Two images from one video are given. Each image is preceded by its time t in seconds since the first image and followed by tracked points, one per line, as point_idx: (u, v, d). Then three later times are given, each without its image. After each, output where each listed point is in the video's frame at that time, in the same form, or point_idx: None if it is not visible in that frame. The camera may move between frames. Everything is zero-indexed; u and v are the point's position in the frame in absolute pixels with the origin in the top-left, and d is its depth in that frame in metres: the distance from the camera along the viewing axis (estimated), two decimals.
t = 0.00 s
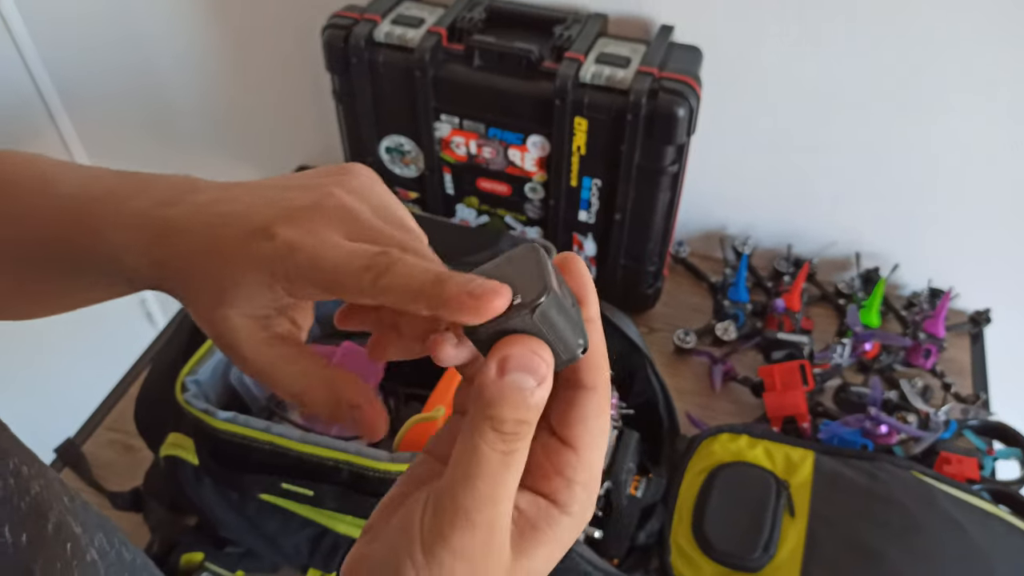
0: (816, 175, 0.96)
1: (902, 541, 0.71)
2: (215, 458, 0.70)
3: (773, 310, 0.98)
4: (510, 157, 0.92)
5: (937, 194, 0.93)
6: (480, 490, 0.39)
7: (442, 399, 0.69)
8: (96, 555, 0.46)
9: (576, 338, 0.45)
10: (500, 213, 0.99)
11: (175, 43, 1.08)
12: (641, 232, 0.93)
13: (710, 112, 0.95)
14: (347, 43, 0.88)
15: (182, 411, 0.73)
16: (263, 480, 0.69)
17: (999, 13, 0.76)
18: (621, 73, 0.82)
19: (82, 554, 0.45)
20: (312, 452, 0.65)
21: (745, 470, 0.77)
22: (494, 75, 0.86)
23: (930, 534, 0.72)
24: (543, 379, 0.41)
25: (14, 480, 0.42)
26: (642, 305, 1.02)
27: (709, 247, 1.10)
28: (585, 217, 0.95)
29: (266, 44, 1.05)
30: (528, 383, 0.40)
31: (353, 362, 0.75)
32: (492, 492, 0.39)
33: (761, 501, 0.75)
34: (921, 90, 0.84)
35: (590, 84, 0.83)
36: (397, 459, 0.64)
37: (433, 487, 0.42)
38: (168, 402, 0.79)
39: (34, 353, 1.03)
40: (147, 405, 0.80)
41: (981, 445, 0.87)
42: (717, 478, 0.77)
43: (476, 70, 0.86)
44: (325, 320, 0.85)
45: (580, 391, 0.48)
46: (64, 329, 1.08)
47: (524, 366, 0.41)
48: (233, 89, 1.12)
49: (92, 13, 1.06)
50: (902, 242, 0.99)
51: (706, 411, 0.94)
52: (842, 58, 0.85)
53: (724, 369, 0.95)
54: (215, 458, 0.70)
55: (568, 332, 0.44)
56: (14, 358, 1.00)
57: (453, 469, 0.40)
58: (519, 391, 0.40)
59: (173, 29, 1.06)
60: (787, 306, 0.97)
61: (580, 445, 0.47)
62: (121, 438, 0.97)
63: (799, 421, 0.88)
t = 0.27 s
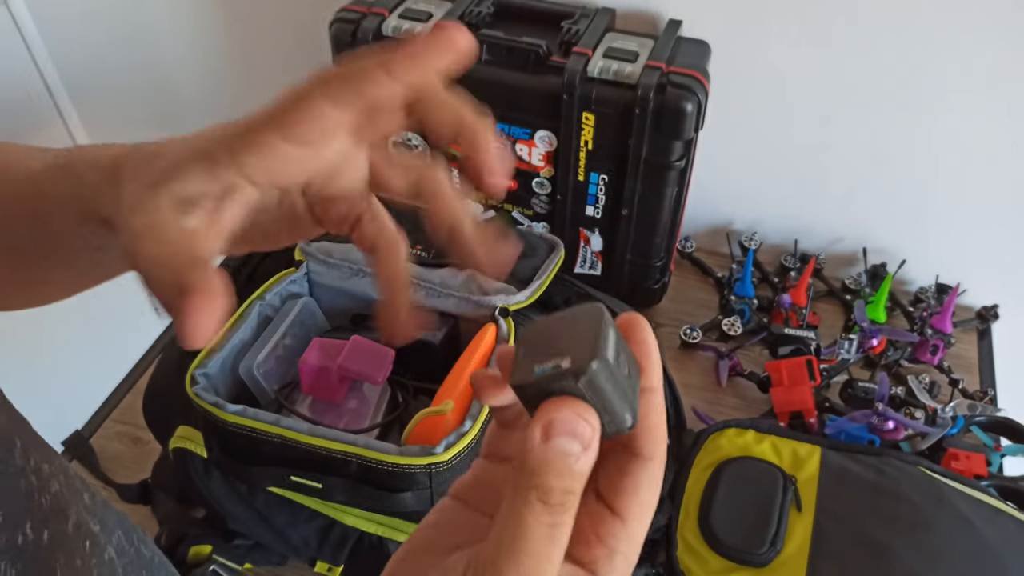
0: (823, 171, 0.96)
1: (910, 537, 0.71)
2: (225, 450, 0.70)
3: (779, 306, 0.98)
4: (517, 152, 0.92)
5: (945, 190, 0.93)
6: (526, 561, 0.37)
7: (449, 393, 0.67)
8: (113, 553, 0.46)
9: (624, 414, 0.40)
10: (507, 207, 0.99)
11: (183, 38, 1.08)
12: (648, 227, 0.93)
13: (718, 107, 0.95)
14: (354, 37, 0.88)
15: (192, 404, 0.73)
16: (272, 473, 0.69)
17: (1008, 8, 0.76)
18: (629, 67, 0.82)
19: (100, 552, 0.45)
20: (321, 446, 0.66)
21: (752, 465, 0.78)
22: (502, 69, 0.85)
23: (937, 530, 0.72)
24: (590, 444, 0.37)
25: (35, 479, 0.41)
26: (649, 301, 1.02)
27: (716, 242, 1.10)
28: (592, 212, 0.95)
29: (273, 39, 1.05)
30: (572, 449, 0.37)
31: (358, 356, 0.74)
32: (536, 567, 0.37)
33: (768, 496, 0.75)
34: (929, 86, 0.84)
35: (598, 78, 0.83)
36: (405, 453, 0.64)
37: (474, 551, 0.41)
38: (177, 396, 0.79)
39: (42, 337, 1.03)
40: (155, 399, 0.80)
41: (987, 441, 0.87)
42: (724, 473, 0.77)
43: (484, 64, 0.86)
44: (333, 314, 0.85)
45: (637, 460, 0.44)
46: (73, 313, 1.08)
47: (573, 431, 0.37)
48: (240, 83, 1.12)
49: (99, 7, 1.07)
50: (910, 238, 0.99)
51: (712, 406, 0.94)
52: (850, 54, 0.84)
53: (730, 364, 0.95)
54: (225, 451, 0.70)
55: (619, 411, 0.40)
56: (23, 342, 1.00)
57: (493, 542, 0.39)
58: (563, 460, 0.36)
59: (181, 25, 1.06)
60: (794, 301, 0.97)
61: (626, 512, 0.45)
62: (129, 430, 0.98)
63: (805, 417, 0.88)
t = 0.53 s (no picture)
0: (826, 171, 0.97)
1: (912, 535, 0.72)
2: (229, 447, 0.70)
3: (781, 305, 0.98)
4: (521, 152, 0.93)
5: (947, 190, 0.93)
6: None
7: (453, 392, 0.68)
8: (114, 555, 0.40)
9: (654, 499, 0.33)
10: (509, 207, 1.00)
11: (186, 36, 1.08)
12: (650, 227, 0.93)
13: (721, 107, 0.95)
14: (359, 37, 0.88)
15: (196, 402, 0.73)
16: (276, 470, 0.69)
17: (1011, 9, 0.76)
18: (632, 67, 0.82)
19: (101, 555, 0.38)
20: (326, 443, 0.66)
21: (753, 464, 0.78)
22: (506, 69, 0.86)
23: (940, 530, 0.72)
24: (620, 548, 0.32)
25: (28, 481, 0.35)
26: (651, 300, 1.02)
27: (718, 242, 1.11)
28: (594, 212, 0.95)
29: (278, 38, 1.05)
30: (602, 559, 0.31)
31: (362, 353, 0.74)
32: None
33: (770, 495, 0.76)
34: (931, 87, 0.85)
35: (602, 78, 0.83)
36: (409, 450, 0.65)
37: None
38: (181, 393, 0.79)
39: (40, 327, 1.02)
40: (160, 396, 0.80)
41: (989, 441, 0.87)
42: (727, 472, 0.78)
43: (488, 64, 0.86)
44: (337, 313, 0.85)
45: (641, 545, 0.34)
46: (72, 302, 1.07)
47: (605, 539, 0.31)
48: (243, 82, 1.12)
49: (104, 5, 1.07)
50: (911, 238, 1.00)
51: (714, 405, 0.95)
52: (853, 55, 0.85)
53: (732, 364, 0.95)
54: (229, 447, 0.70)
55: (648, 493, 0.33)
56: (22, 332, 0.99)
57: None
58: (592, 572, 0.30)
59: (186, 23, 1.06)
60: (795, 301, 0.97)
61: None
62: (132, 429, 0.98)
63: (807, 416, 0.88)
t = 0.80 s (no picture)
0: (823, 172, 0.97)
1: (909, 535, 0.72)
2: (228, 447, 0.70)
3: (778, 306, 0.98)
4: (519, 153, 0.93)
5: (944, 191, 0.93)
6: None
7: (451, 391, 0.68)
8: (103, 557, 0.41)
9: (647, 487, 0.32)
10: (508, 208, 1.00)
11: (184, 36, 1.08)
12: (648, 228, 0.93)
13: (718, 108, 0.95)
14: (358, 38, 0.89)
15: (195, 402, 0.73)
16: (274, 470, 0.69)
17: (1007, 11, 0.77)
18: (630, 68, 0.82)
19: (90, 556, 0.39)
20: (324, 442, 0.66)
21: (751, 464, 0.78)
22: (505, 70, 0.86)
23: (937, 529, 0.72)
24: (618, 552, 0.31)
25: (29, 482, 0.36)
26: (649, 301, 1.03)
27: (715, 243, 1.11)
28: (592, 213, 0.95)
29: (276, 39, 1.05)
30: (598, 561, 0.30)
31: (360, 353, 0.75)
32: None
33: (767, 494, 0.76)
34: (927, 89, 0.85)
35: (600, 79, 0.83)
36: (407, 450, 0.65)
37: None
38: (180, 393, 0.79)
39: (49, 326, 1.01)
40: (158, 396, 0.80)
41: (986, 442, 0.87)
42: (724, 472, 0.78)
43: (486, 65, 0.86)
44: (336, 313, 0.85)
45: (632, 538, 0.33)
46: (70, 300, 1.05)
47: (602, 538, 0.30)
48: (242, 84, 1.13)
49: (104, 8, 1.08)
50: (908, 239, 1.00)
51: (712, 406, 0.95)
52: (850, 57, 0.85)
53: (729, 364, 0.95)
54: (227, 447, 0.71)
55: (646, 480, 0.32)
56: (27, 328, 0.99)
57: None
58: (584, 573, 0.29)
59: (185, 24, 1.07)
60: (793, 302, 0.98)
61: None
62: (131, 429, 0.98)
63: (804, 416, 0.88)
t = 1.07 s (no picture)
0: (818, 170, 0.97)
1: (904, 529, 0.72)
2: (225, 444, 0.71)
3: (774, 304, 0.99)
4: (515, 151, 0.93)
5: (939, 188, 0.94)
6: None
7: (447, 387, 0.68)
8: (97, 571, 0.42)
9: (522, 459, 0.41)
10: (504, 206, 1.00)
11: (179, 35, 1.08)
12: (643, 226, 0.94)
13: (713, 106, 0.96)
14: (354, 37, 0.89)
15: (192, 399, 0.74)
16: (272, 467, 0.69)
17: (1000, 9, 0.77)
18: (626, 67, 0.83)
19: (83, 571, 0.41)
20: (322, 439, 0.66)
21: (746, 460, 0.78)
22: (501, 69, 0.86)
23: (931, 524, 0.73)
24: (489, 490, 0.38)
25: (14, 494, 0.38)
26: (645, 298, 1.03)
27: (711, 241, 1.11)
28: (588, 211, 0.96)
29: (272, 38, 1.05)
30: (466, 492, 0.37)
31: (358, 349, 0.75)
32: None
33: (763, 490, 0.76)
34: (921, 87, 0.85)
35: (596, 78, 0.83)
36: (404, 445, 0.65)
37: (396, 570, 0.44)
38: (177, 391, 0.80)
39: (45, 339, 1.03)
40: (155, 394, 0.81)
41: (980, 437, 0.87)
42: (720, 468, 0.78)
43: (482, 64, 0.87)
44: (332, 310, 0.86)
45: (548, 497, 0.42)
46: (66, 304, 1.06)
47: (477, 481, 0.38)
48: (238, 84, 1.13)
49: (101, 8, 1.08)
50: (903, 237, 1.00)
51: (707, 403, 0.95)
52: (844, 56, 0.86)
53: (725, 361, 0.96)
54: (224, 444, 0.71)
55: (525, 448, 0.41)
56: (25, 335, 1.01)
57: None
58: (455, 502, 0.37)
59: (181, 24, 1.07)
60: (788, 299, 0.98)
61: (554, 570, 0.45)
62: (128, 428, 0.98)
63: (799, 413, 0.89)
